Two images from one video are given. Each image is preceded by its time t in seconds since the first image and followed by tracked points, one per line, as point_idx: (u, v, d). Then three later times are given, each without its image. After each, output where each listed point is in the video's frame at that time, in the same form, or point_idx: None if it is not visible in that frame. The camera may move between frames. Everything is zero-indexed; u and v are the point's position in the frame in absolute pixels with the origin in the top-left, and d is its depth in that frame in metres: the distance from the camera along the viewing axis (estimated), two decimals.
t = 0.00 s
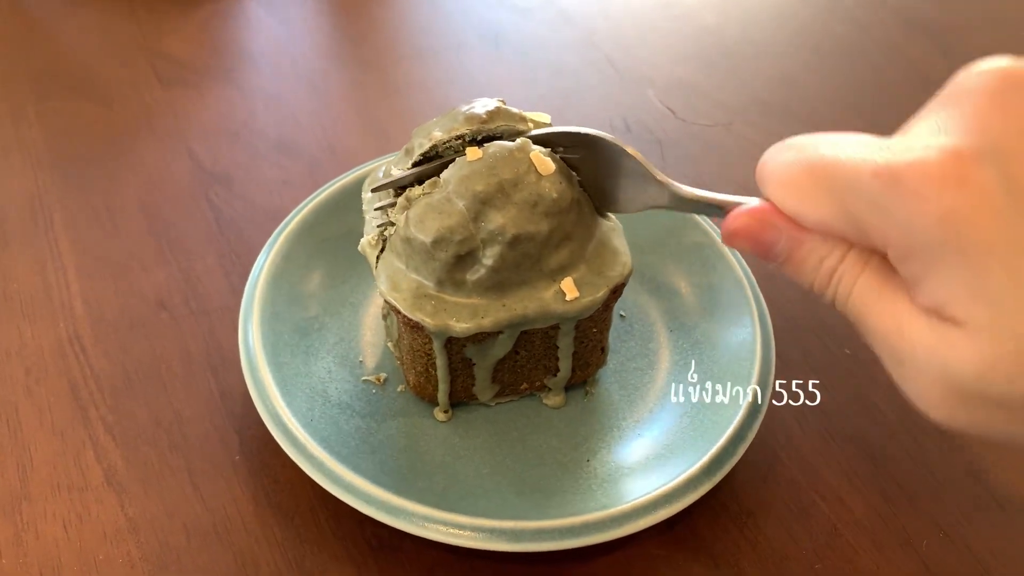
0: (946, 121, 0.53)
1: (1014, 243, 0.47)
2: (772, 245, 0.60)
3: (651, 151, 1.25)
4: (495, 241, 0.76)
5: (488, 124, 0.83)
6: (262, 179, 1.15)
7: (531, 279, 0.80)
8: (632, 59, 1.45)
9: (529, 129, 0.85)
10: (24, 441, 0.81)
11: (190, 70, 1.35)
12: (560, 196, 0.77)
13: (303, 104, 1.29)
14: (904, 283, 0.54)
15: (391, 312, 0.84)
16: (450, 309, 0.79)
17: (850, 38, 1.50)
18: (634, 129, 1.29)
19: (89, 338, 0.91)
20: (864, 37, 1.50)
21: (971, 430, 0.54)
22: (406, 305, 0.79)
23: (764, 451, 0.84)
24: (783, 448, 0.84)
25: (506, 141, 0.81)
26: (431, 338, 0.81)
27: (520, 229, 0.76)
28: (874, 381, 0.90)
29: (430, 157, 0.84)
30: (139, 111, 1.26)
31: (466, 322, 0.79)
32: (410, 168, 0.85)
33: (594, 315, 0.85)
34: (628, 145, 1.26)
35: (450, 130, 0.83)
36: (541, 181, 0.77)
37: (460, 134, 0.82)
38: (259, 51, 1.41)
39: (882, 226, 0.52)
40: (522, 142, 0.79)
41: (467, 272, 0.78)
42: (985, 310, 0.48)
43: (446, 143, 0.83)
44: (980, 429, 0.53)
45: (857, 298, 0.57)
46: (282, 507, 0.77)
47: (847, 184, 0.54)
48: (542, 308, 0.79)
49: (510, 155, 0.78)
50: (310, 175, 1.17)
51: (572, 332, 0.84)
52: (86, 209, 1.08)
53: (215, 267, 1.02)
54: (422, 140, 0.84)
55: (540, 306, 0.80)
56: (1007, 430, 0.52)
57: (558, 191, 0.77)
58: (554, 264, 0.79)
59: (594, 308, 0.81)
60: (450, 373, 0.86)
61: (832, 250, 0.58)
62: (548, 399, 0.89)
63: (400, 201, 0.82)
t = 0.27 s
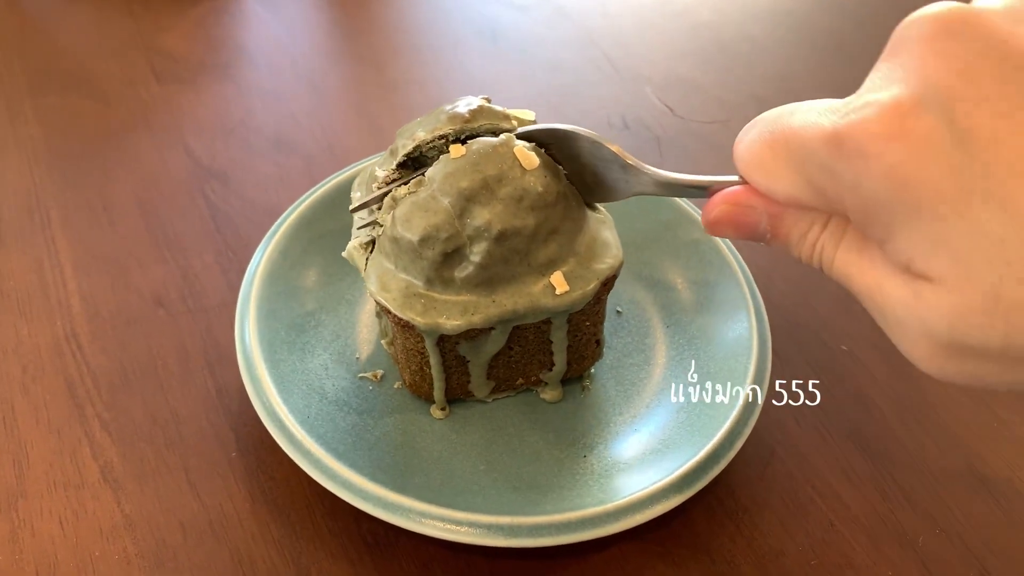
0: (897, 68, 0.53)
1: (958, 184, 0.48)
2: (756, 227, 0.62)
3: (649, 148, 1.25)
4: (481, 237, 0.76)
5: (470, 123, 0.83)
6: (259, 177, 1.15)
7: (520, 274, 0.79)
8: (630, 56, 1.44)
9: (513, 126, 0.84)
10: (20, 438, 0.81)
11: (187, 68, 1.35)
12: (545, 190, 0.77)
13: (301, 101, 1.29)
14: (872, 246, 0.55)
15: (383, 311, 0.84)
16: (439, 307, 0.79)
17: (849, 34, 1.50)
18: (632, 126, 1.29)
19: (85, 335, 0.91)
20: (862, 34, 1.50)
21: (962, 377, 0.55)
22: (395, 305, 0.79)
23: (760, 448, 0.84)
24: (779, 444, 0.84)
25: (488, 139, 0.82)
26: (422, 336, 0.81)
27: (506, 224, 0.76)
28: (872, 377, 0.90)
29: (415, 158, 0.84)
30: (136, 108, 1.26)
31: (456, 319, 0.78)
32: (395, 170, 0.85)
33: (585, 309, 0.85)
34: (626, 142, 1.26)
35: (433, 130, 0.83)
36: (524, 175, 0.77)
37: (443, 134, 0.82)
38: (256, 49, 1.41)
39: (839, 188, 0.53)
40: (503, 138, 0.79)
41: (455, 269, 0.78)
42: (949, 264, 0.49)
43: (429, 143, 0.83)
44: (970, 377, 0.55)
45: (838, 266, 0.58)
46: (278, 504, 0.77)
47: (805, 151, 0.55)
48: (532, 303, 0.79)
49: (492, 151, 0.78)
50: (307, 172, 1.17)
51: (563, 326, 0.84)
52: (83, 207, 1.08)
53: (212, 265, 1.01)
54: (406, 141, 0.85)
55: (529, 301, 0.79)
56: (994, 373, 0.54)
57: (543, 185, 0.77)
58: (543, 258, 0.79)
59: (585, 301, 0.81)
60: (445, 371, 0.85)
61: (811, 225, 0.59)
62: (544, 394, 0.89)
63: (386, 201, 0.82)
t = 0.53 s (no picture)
0: (885, 92, 0.56)
1: (946, 195, 0.50)
2: (754, 251, 0.65)
3: (651, 148, 1.25)
4: (492, 238, 0.77)
5: (481, 126, 0.83)
6: (262, 177, 1.15)
7: (530, 276, 0.80)
8: (631, 56, 1.44)
9: (525, 131, 0.85)
10: (25, 439, 0.81)
11: (189, 68, 1.35)
12: (556, 193, 0.78)
13: (303, 101, 1.29)
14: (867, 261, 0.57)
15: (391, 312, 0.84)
16: (449, 308, 0.79)
17: (851, 34, 1.50)
18: (634, 126, 1.29)
19: (89, 336, 0.91)
20: (864, 34, 1.50)
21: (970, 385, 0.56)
22: (405, 305, 0.79)
23: (763, 448, 0.84)
24: (782, 445, 0.84)
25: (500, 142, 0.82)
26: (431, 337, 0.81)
27: (517, 226, 0.76)
28: (873, 378, 0.90)
29: (424, 158, 0.85)
30: (139, 109, 1.26)
31: (465, 320, 0.79)
32: (405, 170, 0.85)
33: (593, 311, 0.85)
34: (628, 142, 1.26)
35: (444, 131, 0.84)
36: (536, 178, 0.77)
37: (454, 135, 0.83)
38: (258, 49, 1.41)
39: (834, 207, 0.56)
40: (515, 142, 0.79)
41: (466, 270, 0.78)
42: (940, 276, 0.51)
43: (440, 144, 0.83)
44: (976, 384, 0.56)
45: (835, 284, 0.60)
46: (283, 504, 0.77)
47: (799, 174, 0.57)
48: (541, 304, 0.80)
49: (505, 153, 0.78)
50: (310, 172, 1.17)
51: (571, 328, 0.85)
52: (86, 207, 1.08)
53: (215, 265, 1.02)
54: (416, 142, 0.85)
55: (539, 302, 0.80)
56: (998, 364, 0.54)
57: (554, 188, 0.78)
58: (552, 260, 0.79)
59: (593, 303, 0.81)
60: (451, 372, 0.86)
61: (806, 245, 0.61)
62: (549, 395, 0.89)
63: (397, 202, 0.82)
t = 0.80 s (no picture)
0: (876, 114, 0.56)
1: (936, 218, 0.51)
2: (746, 268, 0.66)
3: (650, 148, 1.24)
4: (491, 238, 0.76)
5: (477, 124, 0.83)
6: (259, 176, 1.15)
7: (528, 276, 0.79)
8: (631, 55, 1.44)
9: (521, 129, 0.84)
10: (20, 437, 0.81)
11: (188, 67, 1.34)
12: (555, 193, 0.77)
13: (301, 101, 1.29)
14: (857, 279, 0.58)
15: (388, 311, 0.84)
16: (447, 308, 0.79)
17: (850, 33, 1.50)
18: (633, 125, 1.29)
19: (85, 335, 0.91)
20: (864, 32, 1.50)
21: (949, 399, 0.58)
22: (403, 305, 0.79)
23: (761, 447, 0.83)
24: (780, 444, 0.84)
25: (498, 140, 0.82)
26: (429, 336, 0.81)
27: (516, 226, 0.76)
28: (872, 376, 0.90)
29: (420, 155, 0.85)
30: (137, 108, 1.26)
31: (463, 320, 0.78)
32: (401, 167, 0.85)
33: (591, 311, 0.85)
34: (627, 141, 1.25)
35: (440, 128, 0.83)
36: (535, 178, 0.77)
37: (450, 133, 0.82)
38: (256, 48, 1.41)
39: (827, 228, 0.57)
40: (514, 141, 0.79)
41: (463, 270, 0.78)
42: (931, 297, 0.52)
43: (436, 142, 0.83)
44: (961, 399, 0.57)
45: (827, 301, 0.62)
46: (278, 503, 0.77)
47: (792, 193, 0.59)
48: (539, 305, 0.79)
49: (503, 152, 0.77)
50: (308, 171, 1.17)
51: (569, 328, 0.84)
52: (84, 205, 1.07)
53: (212, 263, 1.01)
54: (413, 138, 0.84)
55: (537, 302, 0.79)
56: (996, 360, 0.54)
57: (553, 188, 0.77)
58: (550, 261, 0.79)
59: (591, 303, 0.81)
60: (448, 371, 0.85)
61: (796, 261, 0.63)
62: (545, 395, 0.89)
63: (395, 201, 0.82)
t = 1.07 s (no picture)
0: (876, 141, 0.58)
1: (933, 243, 0.52)
2: (744, 283, 0.66)
3: (652, 148, 1.25)
4: (497, 241, 0.77)
5: (482, 125, 0.84)
6: (263, 176, 1.15)
7: (533, 279, 0.80)
8: (632, 56, 1.44)
9: (526, 130, 0.85)
10: (27, 437, 0.81)
11: (191, 67, 1.35)
12: (560, 197, 0.78)
13: (304, 101, 1.30)
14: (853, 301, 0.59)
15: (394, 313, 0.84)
16: (453, 310, 0.79)
17: (852, 35, 1.50)
18: (635, 126, 1.29)
19: (90, 335, 0.91)
20: (865, 34, 1.50)
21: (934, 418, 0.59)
22: (409, 307, 0.79)
23: (763, 447, 0.84)
24: (782, 444, 0.84)
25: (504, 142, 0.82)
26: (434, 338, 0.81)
27: (522, 230, 0.77)
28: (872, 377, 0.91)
29: (425, 155, 0.85)
30: (140, 108, 1.26)
31: (469, 322, 0.79)
32: (406, 168, 0.85)
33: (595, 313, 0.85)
34: (629, 142, 1.26)
35: (445, 130, 0.84)
36: (541, 182, 0.78)
37: (455, 134, 0.83)
38: (259, 49, 1.41)
39: (826, 250, 0.58)
40: (519, 144, 0.79)
41: (469, 272, 0.78)
42: (926, 320, 0.53)
43: (441, 142, 0.84)
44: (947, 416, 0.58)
45: (822, 320, 0.62)
46: (283, 502, 0.77)
47: (792, 214, 0.59)
48: (545, 308, 0.80)
49: (510, 156, 0.78)
50: (311, 172, 1.17)
51: (573, 329, 0.85)
52: (88, 206, 1.08)
53: (216, 264, 1.02)
54: (418, 139, 0.85)
55: (542, 305, 0.80)
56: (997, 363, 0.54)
57: (559, 192, 0.78)
58: (555, 264, 0.80)
59: (596, 305, 0.82)
60: (452, 372, 0.86)
61: (795, 279, 0.63)
62: (548, 395, 0.90)
63: (401, 203, 0.82)
